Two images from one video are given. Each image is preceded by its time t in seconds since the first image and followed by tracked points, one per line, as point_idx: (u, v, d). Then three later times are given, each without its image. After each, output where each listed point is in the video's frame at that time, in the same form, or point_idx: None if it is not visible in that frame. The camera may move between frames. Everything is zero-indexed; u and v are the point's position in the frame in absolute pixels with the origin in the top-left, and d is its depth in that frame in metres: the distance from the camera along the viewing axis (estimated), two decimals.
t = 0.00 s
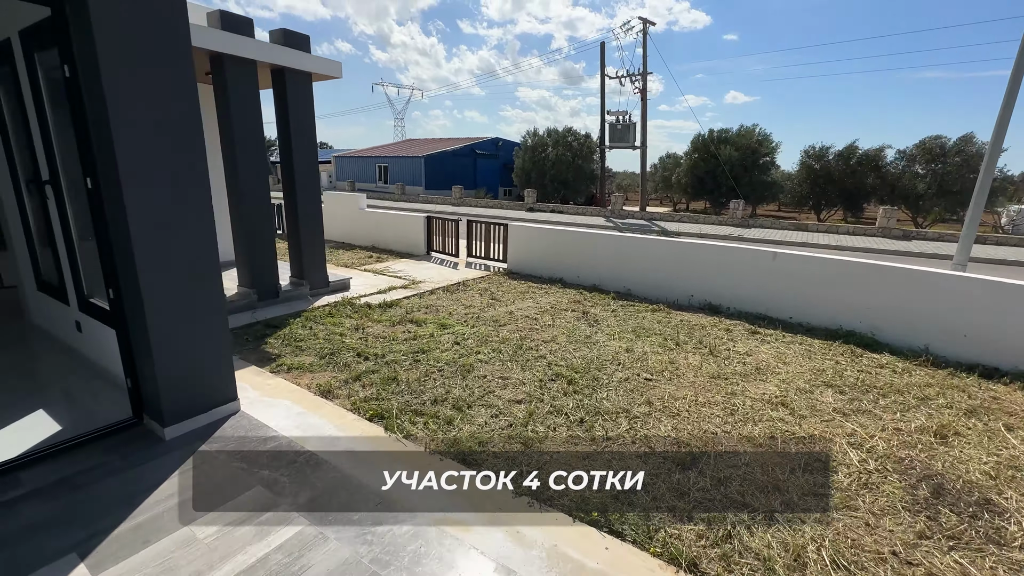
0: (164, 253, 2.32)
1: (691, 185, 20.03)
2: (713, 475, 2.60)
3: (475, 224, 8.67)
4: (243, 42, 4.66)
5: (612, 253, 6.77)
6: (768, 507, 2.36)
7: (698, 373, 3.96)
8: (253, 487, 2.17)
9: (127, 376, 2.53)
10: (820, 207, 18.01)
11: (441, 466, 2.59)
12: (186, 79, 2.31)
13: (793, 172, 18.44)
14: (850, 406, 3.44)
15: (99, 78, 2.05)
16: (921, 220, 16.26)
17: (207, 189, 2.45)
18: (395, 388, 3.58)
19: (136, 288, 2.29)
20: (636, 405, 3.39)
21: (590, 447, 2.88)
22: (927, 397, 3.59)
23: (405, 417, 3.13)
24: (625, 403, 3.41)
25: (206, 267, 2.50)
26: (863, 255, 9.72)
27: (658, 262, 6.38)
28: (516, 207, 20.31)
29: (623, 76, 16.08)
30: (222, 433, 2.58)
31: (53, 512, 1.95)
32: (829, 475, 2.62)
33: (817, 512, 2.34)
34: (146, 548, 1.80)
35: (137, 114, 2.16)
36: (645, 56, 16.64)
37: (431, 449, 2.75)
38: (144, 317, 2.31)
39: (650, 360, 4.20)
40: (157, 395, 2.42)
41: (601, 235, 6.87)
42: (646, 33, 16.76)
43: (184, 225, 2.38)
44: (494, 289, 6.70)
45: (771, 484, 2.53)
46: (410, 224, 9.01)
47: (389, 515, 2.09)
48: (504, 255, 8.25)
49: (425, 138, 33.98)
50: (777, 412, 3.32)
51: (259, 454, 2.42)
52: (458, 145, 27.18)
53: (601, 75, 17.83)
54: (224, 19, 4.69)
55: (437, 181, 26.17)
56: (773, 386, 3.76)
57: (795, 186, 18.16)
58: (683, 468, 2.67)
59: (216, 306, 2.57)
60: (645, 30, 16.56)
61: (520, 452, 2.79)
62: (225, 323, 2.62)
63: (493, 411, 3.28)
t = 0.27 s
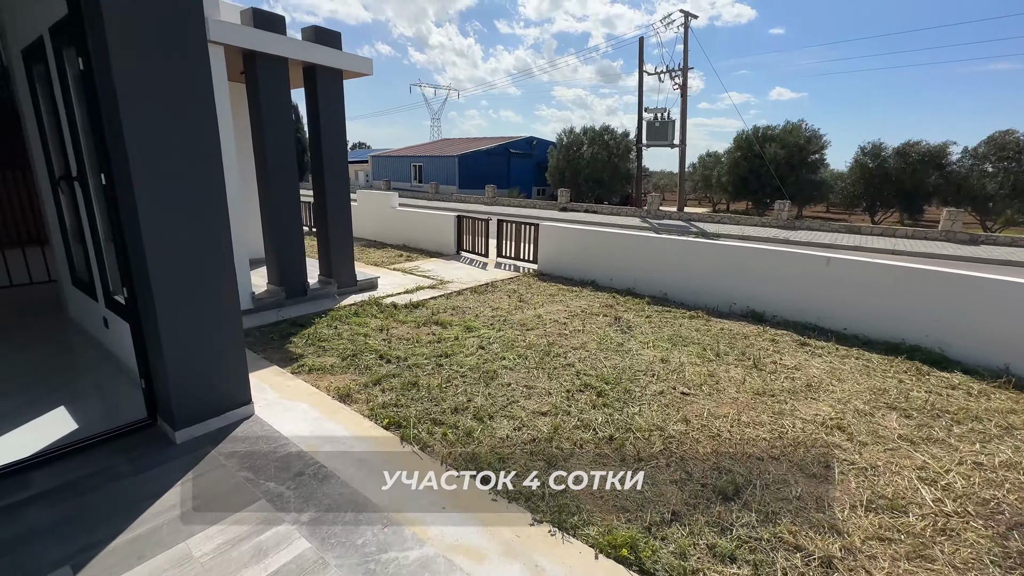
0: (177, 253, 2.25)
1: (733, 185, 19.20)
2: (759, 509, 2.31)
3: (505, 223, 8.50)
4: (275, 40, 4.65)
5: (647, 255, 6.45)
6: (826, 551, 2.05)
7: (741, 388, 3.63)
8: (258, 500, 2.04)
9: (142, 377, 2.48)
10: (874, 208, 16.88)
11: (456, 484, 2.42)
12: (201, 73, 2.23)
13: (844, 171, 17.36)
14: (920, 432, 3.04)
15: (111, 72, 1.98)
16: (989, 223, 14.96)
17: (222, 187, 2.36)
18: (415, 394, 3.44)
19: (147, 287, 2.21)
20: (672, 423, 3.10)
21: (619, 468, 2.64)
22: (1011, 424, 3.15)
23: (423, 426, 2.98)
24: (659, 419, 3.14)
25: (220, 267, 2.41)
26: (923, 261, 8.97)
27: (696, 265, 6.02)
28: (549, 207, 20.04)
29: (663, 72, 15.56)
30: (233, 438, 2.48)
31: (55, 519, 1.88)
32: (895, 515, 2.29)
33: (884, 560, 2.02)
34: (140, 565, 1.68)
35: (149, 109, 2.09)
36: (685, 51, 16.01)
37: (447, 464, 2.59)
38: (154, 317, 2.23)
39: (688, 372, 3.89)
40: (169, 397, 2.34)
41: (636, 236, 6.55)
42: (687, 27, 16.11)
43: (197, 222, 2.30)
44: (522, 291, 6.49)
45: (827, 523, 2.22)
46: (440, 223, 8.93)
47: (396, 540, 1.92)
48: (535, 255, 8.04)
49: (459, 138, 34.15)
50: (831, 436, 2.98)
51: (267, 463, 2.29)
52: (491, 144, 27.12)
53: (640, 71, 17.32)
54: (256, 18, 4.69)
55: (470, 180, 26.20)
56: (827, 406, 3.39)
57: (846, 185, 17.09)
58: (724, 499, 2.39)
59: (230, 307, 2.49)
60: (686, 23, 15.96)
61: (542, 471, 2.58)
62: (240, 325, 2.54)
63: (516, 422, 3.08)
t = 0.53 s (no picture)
0: (182, 256, 2.13)
1: (777, 184, 18.25)
2: (817, 559, 1.99)
3: (536, 223, 8.25)
4: (304, 36, 4.57)
5: (686, 257, 6.06)
6: None
7: (793, 410, 3.26)
8: (256, 524, 1.89)
9: (150, 381, 2.39)
10: (936, 208, 15.62)
11: (471, 512, 2.22)
12: (209, 65, 2.10)
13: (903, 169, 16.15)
14: (1010, 471, 2.61)
15: (112, 64, 1.87)
16: None
17: (231, 185, 2.23)
18: (435, 403, 3.26)
19: (152, 290, 2.10)
20: (714, 448, 2.79)
21: (654, 499, 2.37)
22: None
23: (441, 441, 2.78)
24: (700, 443, 2.84)
25: (229, 270, 2.29)
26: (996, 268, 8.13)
27: (740, 270, 5.60)
28: (582, 207, 19.64)
29: (704, 66, 14.91)
30: (240, 450, 2.35)
31: (46, 534, 1.77)
32: None
33: None
34: None
35: (154, 104, 1.97)
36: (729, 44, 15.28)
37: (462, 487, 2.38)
38: (159, 322, 2.12)
39: (731, 388, 3.55)
40: (174, 405, 2.23)
41: (675, 237, 6.18)
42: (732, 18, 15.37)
43: (204, 222, 2.17)
44: (552, 294, 6.24)
45: None
46: (470, 223, 8.78)
47: None
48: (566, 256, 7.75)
49: (493, 137, 34.12)
50: (902, 472, 2.59)
51: (271, 480, 2.14)
52: (525, 143, 26.90)
53: (680, 66, 16.67)
54: (286, 13, 4.62)
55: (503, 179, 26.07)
56: (895, 433, 2.99)
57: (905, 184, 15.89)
58: (777, 544, 2.08)
59: (239, 311, 2.36)
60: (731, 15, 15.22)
61: (567, 500, 2.33)
62: (251, 331, 2.41)
63: (540, 440, 2.85)
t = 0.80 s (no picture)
0: (185, 259, 2.05)
1: (823, 183, 17.29)
2: None
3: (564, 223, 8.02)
4: (329, 32, 4.51)
5: (724, 261, 5.70)
6: None
7: (844, 434, 2.93)
8: (251, 546, 1.77)
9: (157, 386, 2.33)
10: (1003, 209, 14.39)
11: (480, 538, 2.05)
12: (214, 61, 2.00)
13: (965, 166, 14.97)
14: None
15: (112, 60, 1.79)
16: None
17: (236, 186, 2.14)
18: (451, 413, 3.11)
19: (155, 294, 2.04)
20: (753, 477, 2.52)
21: (684, 535, 2.13)
22: None
23: (454, 456, 2.63)
24: (737, 470, 2.57)
25: (235, 273, 2.20)
26: None
27: (782, 275, 5.22)
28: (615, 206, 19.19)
29: (745, 60, 14.26)
30: (244, 461, 2.26)
31: (37, 549, 1.70)
32: None
33: None
34: None
35: (155, 102, 1.89)
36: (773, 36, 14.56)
37: (473, 511, 2.22)
38: (161, 327, 2.05)
39: (773, 407, 3.24)
40: (178, 412, 2.17)
41: (711, 239, 5.83)
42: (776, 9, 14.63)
43: (208, 224, 2.09)
44: (580, 297, 6.00)
45: None
46: (498, 222, 8.63)
47: None
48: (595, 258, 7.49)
49: (524, 136, 33.95)
50: (976, 514, 2.26)
51: (272, 496, 2.03)
52: (556, 141, 26.59)
53: (719, 60, 16.02)
54: (312, 10, 4.58)
55: (534, 178, 25.84)
56: (964, 467, 2.63)
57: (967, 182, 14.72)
58: None
59: (245, 316, 2.28)
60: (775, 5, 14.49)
61: (587, 530, 2.13)
62: (258, 337, 2.33)
63: (560, 459, 2.65)
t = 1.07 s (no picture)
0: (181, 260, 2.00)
1: (868, 180, 16.35)
2: None
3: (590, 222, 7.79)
4: (348, 29, 4.46)
5: (758, 264, 5.39)
6: None
7: (891, 460, 2.64)
8: (236, 564, 1.70)
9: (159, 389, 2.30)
10: None
11: (478, 564, 1.91)
12: (209, 56, 1.94)
13: None
14: None
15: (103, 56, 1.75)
16: None
17: (233, 185, 2.07)
18: (460, 422, 2.98)
19: (150, 296, 1.99)
20: (785, 506, 2.28)
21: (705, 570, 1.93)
22: None
23: (460, 469, 2.50)
24: (768, 497, 2.33)
25: (233, 275, 2.14)
26: None
27: (822, 280, 4.86)
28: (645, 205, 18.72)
29: (786, 51, 13.56)
30: (241, 471, 2.20)
31: (23, 558, 1.66)
32: None
33: None
34: None
35: (148, 100, 1.84)
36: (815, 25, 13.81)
37: (475, 532, 2.08)
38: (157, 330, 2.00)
39: (811, 427, 2.96)
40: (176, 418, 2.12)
41: (745, 241, 5.52)
42: None
43: (204, 224, 2.03)
44: (603, 300, 5.78)
45: None
46: (522, 221, 8.48)
47: None
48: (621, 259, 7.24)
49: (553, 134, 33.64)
50: None
51: (264, 511, 1.96)
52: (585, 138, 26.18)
53: (757, 53, 15.33)
54: (331, 7, 4.54)
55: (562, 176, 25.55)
56: None
57: None
58: None
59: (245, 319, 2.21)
60: None
61: (597, 560, 1.96)
62: (257, 341, 2.26)
63: (572, 477, 2.48)
